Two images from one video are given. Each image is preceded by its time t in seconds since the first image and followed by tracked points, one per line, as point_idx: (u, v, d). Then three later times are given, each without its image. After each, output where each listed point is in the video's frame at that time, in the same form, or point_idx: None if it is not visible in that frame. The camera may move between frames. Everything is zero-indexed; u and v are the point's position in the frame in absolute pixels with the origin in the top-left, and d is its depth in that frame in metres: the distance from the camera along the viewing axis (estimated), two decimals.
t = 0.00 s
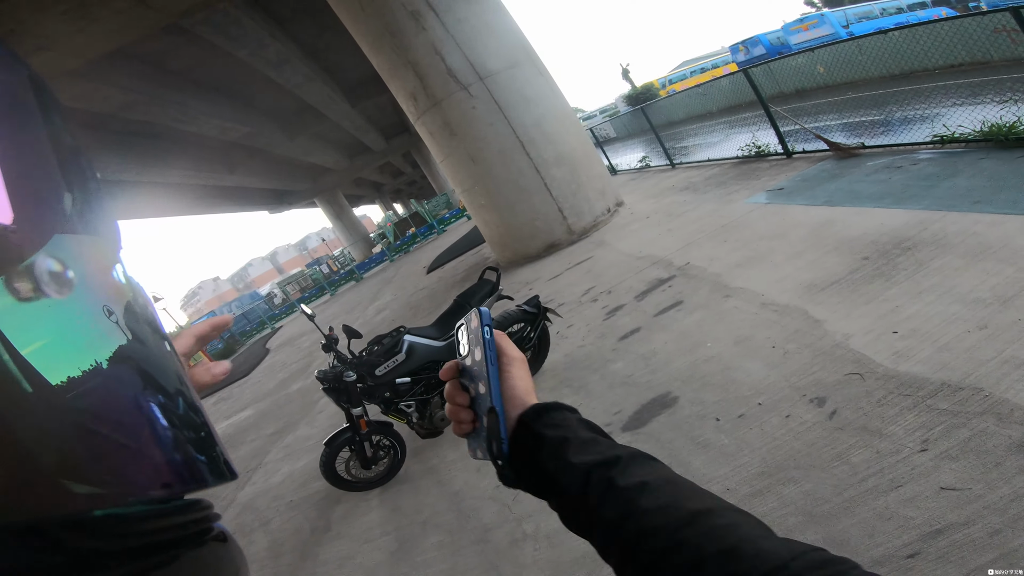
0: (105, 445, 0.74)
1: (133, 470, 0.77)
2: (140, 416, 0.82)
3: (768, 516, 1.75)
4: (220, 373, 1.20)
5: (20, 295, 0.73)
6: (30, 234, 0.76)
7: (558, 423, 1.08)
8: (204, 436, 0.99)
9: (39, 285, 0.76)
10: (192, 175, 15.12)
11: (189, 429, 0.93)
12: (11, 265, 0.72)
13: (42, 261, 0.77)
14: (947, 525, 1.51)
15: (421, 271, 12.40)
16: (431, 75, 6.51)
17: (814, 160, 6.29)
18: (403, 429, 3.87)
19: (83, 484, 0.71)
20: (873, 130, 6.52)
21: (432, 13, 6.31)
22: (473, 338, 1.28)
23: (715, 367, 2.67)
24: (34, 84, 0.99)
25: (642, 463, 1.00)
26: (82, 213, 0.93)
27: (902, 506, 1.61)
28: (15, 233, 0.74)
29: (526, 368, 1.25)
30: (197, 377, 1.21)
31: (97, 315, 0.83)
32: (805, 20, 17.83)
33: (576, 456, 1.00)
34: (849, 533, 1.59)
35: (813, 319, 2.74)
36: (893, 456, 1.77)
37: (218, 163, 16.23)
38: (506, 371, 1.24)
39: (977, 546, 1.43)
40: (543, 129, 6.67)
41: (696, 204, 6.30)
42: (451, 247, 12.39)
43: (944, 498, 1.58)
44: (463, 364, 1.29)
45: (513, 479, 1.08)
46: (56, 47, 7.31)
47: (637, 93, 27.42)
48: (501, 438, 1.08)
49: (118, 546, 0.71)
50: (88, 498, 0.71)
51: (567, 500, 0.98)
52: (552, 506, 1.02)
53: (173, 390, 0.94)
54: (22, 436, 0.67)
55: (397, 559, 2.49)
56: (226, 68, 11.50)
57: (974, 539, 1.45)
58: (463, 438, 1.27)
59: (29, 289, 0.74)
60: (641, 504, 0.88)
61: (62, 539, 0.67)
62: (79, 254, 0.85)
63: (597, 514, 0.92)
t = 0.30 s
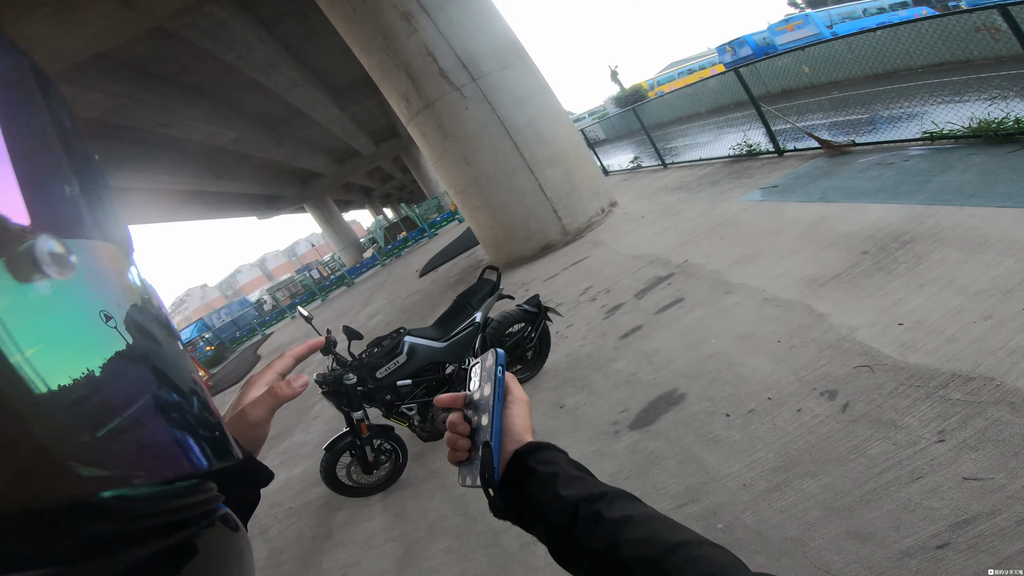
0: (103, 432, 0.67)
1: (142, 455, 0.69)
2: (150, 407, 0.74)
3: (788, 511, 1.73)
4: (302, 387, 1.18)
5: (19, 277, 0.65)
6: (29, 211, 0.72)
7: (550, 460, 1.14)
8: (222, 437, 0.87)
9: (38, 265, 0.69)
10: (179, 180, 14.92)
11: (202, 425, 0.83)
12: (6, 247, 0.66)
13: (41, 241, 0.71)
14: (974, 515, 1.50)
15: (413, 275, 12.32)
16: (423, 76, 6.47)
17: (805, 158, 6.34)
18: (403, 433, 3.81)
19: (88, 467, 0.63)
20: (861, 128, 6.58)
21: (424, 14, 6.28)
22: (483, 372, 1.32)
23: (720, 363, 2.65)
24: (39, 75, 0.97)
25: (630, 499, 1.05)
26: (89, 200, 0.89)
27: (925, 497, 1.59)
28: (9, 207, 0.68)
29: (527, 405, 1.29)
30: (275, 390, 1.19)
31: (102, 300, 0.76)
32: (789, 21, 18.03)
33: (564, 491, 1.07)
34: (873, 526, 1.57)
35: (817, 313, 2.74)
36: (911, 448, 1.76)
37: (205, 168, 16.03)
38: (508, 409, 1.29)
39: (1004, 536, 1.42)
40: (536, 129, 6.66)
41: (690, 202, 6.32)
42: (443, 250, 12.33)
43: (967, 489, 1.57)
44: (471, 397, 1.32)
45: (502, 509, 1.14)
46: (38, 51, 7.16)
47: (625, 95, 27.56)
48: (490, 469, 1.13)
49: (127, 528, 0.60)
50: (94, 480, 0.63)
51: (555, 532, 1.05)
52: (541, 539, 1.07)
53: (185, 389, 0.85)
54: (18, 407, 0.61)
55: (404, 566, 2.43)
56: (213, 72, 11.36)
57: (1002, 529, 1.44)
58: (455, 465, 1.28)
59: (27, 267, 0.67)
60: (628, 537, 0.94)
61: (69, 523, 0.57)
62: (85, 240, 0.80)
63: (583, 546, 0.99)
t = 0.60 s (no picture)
0: (109, 430, 0.60)
1: (151, 456, 0.63)
2: (160, 405, 0.67)
3: (820, 509, 1.68)
4: (271, 386, 1.09)
5: (29, 277, 0.58)
6: (36, 204, 0.64)
7: (558, 484, 1.22)
8: (231, 441, 0.79)
9: (49, 265, 0.61)
10: (166, 186, 14.70)
11: (211, 426, 0.75)
12: (11, 245, 0.58)
13: (51, 240, 0.63)
14: (1015, 508, 1.46)
15: (406, 280, 12.21)
16: (418, 78, 6.42)
17: (800, 159, 6.36)
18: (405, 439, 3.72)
19: (94, 465, 0.57)
20: (852, 128, 6.63)
21: (419, 15, 6.24)
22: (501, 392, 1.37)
23: (732, 362, 2.61)
24: (49, 73, 0.90)
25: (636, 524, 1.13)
26: (103, 200, 0.81)
27: (963, 491, 1.56)
28: (11, 199, 0.61)
29: (541, 430, 1.36)
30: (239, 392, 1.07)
31: (111, 302, 0.67)
32: (776, 25, 18.27)
33: (573, 514, 1.15)
34: (913, 522, 1.53)
35: (828, 310, 2.71)
36: (940, 443, 1.72)
37: (193, 174, 15.82)
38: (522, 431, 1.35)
39: None
40: (532, 131, 6.63)
41: (687, 204, 6.31)
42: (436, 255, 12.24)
43: (1005, 482, 1.53)
44: (483, 413, 1.35)
45: (508, 529, 1.19)
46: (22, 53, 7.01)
47: (615, 99, 27.74)
48: (501, 489, 1.15)
49: (133, 529, 0.57)
50: (103, 479, 0.58)
51: (561, 552, 1.12)
52: (545, 559, 1.14)
53: (194, 388, 0.76)
54: (21, 400, 0.54)
55: None
56: (201, 76, 11.20)
57: None
58: (460, 478, 1.29)
59: (35, 268, 0.59)
60: (634, 562, 1.01)
61: (79, 521, 0.54)
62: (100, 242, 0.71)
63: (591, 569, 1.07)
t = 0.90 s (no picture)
0: (105, 428, 0.58)
1: (149, 458, 0.60)
2: (156, 406, 0.64)
3: (833, 503, 1.68)
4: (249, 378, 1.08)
5: (28, 282, 0.56)
6: (36, 204, 0.61)
7: (564, 490, 1.19)
8: (228, 443, 0.76)
9: (48, 270, 0.59)
10: (150, 189, 14.42)
11: (208, 428, 0.71)
12: (10, 248, 0.56)
13: (51, 243, 0.60)
14: None
15: (396, 282, 12.12)
16: (410, 78, 6.37)
17: (790, 158, 6.43)
18: (402, 442, 3.68)
19: (96, 469, 0.55)
20: (838, 128, 6.71)
21: (411, 15, 6.19)
22: (511, 401, 1.35)
23: (734, 358, 2.62)
24: (51, 80, 0.86)
25: (641, 531, 1.09)
26: (103, 205, 0.76)
27: (975, 482, 1.57)
28: (12, 198, 0.58)
29: (549, 439, 1.34)
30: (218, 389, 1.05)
31: (109, 302, 0.65)
32: (762, 26, 18.49)
33: (579, 520, 1.12)
34: (928, 514, 1.53)
35: (827, 305, 2.73)
36: (949, 435, 1.73)
37: (177, 177, 15.55)
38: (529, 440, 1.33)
39: None
40: (525, 131, 6.62)
41: (679, 203, 6.34)
42: (426, 257, 12.16)
43: (1015, 472, 1.55)
44: (493, 424, 1.34)
45: (513, 536, 1.17)
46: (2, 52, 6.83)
47: (603, 100, 27.86)
48: (508, 495, 1.14)
49: (133, 532, 0.55)
50: (102, 484, 0.55)
51: (565, 559, 1.09)
52: (549, 566, 1.11)
53: (191, 388, 0.73)
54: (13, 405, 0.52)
55: None
56: (186, 77, 11.02)
57: None
58: (468, 486, 1.27)
59: (34, 272, 0.57)
60: (640, 568, 0.99)
61: (79, 526, 0.52)
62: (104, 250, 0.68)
63: None
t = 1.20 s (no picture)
0: (94, 432, 0.59)
1: (144, 463, 0.63)
2: (157, 413, 0.67)
3: (835, 501, 1.69)
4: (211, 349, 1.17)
5: (20, 292, 0.57)
6: (26, 214, 0.62)
7: (563, 494, 1.17)
8: (227, 448, 0.79)
9: (39, 279, 0.60)
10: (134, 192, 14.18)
11: (207, 434, 0.75)
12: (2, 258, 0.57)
13: (40, 253, 0.61)
14: None
15: (386, 286, 12.03)
16: (401, 80, 6.35)
17: (778, 161, 6.50)
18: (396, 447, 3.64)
19: (93, 477, 0.57)
20: (824, 132, 6.80)
21: (402, 17, 6.18)
22: (506, 406, 1.33)
23: (730, 358, 2.63)
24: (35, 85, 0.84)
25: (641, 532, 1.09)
26: (92, 212, 0.77)
27: (975, 479, 1.58)
28: (5, 210, 0.59)
29: (545, 444, 1.32)
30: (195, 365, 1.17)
31: (101, 308, 0.67)
32: (748, 31, 18.71)
33: (580, 524, 1.10)
34: (930, 511, 1.54)
35: (820, 305, 2.76)
36: (946, 432, 1.75)
37: (163, 181, 15.32)
38: (526, 445, 1.31)
39: None
40: (516, 134, 6.62)
41: (669, 206, 6.38)
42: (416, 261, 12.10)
43: (1015, 469, 1.56)
44: (488, 431, 1.31)
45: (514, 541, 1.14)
46: None
47: (592, 104, 28.00)
48: (508, 501, 1.12)
49: (135, 540, 0.57)
50: (101, 492, 0.58)
51: (568, 563, 1.08)
52: (552, 571, 1.10)
53: (189, 395, 0.76)
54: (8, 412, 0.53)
55: None
56: (173, 78, 10.87)
57: None
58: (466, 495, 1.23)
59: (19, 283, 0.57)
60: (642, 568, 0.98)
61: (80, 534, 0.54)
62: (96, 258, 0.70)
63: None
